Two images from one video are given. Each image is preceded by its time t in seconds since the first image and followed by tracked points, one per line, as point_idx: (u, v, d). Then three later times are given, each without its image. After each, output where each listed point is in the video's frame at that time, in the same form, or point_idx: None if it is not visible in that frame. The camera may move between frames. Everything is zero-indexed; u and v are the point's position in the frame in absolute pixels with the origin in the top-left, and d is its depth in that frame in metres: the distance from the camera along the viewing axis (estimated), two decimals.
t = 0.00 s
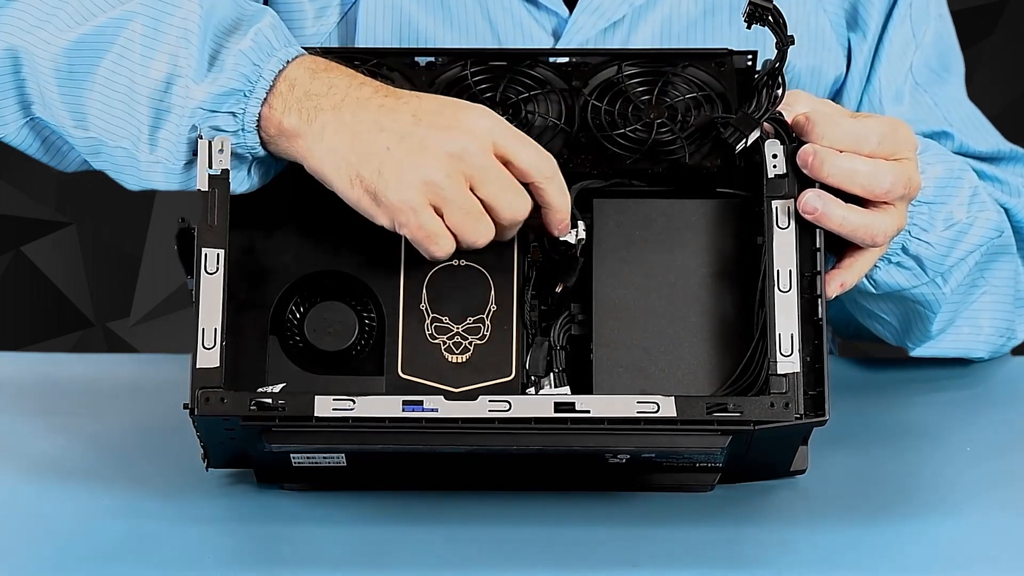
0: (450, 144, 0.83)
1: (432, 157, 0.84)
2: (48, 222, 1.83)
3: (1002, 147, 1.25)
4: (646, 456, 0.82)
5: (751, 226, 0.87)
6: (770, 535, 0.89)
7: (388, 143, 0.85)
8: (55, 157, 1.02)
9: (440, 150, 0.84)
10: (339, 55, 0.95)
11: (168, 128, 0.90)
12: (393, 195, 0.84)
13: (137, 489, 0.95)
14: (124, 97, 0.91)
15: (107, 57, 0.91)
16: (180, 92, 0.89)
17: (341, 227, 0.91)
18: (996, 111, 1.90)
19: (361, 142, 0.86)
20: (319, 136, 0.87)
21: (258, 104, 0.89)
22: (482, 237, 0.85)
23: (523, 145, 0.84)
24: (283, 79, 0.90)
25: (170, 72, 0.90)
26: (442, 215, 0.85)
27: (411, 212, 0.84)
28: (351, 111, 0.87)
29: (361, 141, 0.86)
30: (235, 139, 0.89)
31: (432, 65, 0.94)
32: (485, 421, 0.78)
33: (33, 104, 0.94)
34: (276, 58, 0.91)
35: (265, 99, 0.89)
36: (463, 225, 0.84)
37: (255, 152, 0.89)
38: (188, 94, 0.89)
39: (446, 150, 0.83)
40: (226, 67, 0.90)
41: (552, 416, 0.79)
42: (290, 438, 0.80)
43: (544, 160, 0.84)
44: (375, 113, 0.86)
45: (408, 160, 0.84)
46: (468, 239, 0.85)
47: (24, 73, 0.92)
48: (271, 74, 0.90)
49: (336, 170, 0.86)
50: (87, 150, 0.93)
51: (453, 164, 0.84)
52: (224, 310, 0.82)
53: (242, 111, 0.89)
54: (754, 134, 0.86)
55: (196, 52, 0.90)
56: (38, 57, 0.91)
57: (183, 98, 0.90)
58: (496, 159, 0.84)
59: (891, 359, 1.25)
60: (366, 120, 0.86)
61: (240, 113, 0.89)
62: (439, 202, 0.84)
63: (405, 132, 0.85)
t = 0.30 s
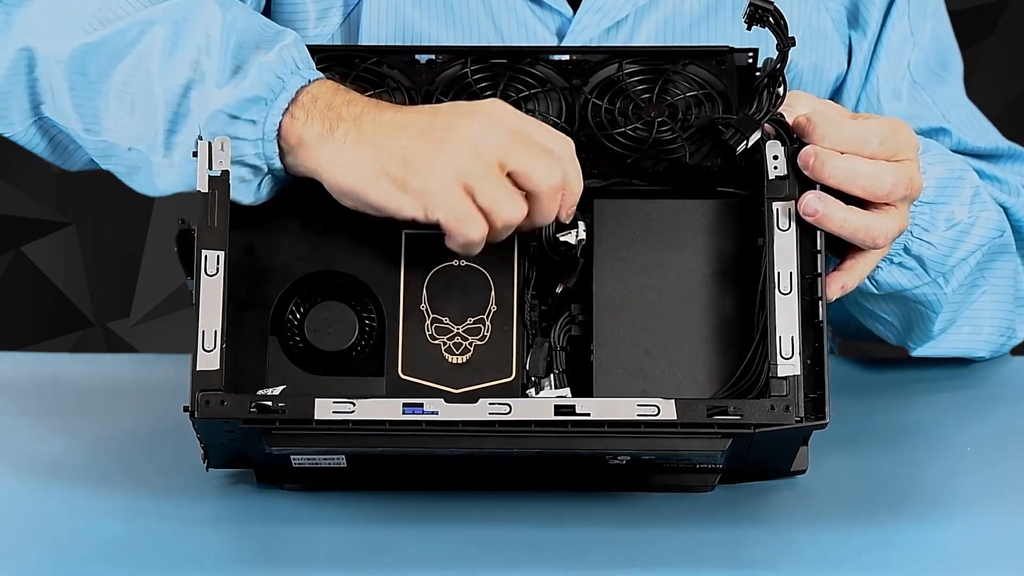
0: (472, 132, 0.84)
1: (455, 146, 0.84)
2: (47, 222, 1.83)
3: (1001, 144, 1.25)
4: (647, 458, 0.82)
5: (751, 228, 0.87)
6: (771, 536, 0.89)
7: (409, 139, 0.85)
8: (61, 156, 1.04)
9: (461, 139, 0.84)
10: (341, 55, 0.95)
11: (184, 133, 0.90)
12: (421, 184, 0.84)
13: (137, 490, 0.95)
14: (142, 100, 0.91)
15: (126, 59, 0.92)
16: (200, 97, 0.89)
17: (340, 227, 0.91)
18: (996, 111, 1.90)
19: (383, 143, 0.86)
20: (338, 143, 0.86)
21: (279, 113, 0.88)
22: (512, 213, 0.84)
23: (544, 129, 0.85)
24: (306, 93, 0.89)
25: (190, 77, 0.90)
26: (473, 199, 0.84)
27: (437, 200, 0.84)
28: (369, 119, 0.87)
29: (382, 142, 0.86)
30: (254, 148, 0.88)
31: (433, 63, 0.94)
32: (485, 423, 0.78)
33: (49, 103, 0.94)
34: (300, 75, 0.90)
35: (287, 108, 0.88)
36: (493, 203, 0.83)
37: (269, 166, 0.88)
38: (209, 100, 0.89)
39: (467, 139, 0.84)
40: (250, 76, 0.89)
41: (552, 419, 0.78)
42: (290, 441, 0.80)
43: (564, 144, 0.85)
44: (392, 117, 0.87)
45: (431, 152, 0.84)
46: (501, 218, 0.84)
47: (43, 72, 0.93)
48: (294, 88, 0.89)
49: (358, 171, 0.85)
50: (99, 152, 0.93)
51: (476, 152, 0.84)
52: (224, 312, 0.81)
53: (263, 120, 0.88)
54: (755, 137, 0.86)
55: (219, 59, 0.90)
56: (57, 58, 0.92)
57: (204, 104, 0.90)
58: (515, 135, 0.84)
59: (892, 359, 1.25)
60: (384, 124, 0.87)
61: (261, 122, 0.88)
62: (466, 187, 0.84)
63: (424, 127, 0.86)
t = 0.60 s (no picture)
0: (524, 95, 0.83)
1: (513, 102, 0.83)
2: (47, 222, 1.83)
3: (993, 131, 1.24)
4: (647, 460, 0.82)
5: (751, 228, 0.87)
6: (771, 537, 0.89)
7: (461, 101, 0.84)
8: (70, 120, 0.98)
9: (518, 97, 0.83)
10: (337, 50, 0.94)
11: (218, 92, 0.87)
12: (484, 129, 0.81)
13: (138, 491, 0.95)
14: (173, 57, 0.87)
15: (157, 15, 0.89)
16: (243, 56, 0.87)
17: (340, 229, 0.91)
18: (997, 109, 1.90)
19: (435, 103, 0.84)
20: (389, 105, 0.84)
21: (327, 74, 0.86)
22: (573, 165, 0.82)
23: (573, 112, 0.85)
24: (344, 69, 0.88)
25: (232, 35, 0.87)
26: (533, 151, 0.82)
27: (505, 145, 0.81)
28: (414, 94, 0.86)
29: (434, 102, 0.84)
30: (297, 108, 0.85)
31: (432, 60, 0.93)
32: (485, 426, 0.78)
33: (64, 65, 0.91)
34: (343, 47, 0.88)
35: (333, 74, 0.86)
36: (554, 152, 0.82)
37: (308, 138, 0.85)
38: (253, 57, 0.86)
39: (524, 96, 0.83)
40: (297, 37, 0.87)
41: (552, 422, 0.78)
42: (290, 444, 0.80)
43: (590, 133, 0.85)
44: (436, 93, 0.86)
45: (488, 106, 0.83)
46: (562, 173, 0.82)
47: (65, 27, 0.90)
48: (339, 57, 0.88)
49: (415, 123, 0.82)
50: (117, 114, 0.89)
51: (534, 106, 0.83)
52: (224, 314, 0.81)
53: (310, 79, 0.85)
54: (755, 138, 0.85)
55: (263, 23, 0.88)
56: (81, 13, 0.89)
57: (245, 63, 0.87)
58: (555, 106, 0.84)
59: (891, 358, 1.25)
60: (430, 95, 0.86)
61: (306, 81, 0.85)
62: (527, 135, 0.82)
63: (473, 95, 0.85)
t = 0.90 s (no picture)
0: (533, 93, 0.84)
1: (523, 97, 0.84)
2: (47, 222, 1.83)
3: (991, 124, 1.23)
4: (647, 461, 0.82)
5: (751, 229, 0.87)
6: (771, 537, 0.89)
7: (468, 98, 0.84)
8: (70, 116, 0.92)
9: (526, 94, 0.84)
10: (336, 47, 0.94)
11: (225, 84, 0.84)
12: (497, 117, 0.82)
13: (138, 492, 0.95)
14: (178, 48, 0.84)
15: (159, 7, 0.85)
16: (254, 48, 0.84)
17: (339, 229, 0.91)
18: (997, 108, 1.89)
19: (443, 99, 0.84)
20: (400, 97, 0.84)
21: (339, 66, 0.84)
22: (581, 156, 0.83)
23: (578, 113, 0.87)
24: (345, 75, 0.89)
25: (239, 27, 0.85)
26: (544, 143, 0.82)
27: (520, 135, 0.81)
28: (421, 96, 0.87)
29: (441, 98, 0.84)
30: (307, 100, 0.83)
31: (432, 59, 0.93)
32: (485, 427, 0.78)
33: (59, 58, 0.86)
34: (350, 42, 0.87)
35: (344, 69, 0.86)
36: (563, 143, 0.83)
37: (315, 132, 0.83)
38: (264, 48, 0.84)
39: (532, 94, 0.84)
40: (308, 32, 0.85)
41: (552, 424, 0.78)
42: (290, 446, 0.79)
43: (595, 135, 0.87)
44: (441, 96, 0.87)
45: (499, 101, 0.83)
46: (571, 166, 0.82)
47: (61, 19, 0.85)
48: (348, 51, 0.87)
49: (428, 113, 0.82)
50: (120, 108, 0.85)
51: (543, 103, 0.84)
52: (224, 315, 0.81)
53: (323, 71, 0.84)
54: (755, 138, 0.85)
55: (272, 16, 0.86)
56: (80, 5, 0.84)
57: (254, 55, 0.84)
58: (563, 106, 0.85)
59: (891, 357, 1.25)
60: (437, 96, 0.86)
61: (317, 74, 0.84)
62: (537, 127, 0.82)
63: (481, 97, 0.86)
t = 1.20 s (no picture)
0: (513, 126, 0.82)
1: (500, 141, 0.82)
2: (48, 221, 1.83)
3: (989, 122, 1.23)
4: (647, 460, 0.82)
5: (751, 229, 0.87)
6: (771, 536, 0.89)
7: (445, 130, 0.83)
8: (53, 116, 0.99)
9: (504, 133, 0.82)
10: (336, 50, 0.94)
11: (198, 96, 0.84)
12: (462, 179, 0.81)
13: (138, 490, 0.95)
14: (156, 58, 0.85)
15: (141, 17, 0.87)
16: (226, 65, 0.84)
17: (339, 228, 0.91)
18: (998, 108, 1.90)
19: (416, 133, 0.83)
20: (375, 131, 0.83)
21: (311, 90, 0.84)
22: (551, 206, 0.82)
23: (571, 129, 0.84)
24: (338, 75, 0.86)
25: (213, 41, 0.84)
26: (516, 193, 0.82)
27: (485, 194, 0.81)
28: (403, 108, 0.84)
29: (415, 129, 0.83)
30: (278, 124, 0.83)
31: (432, 60, 0.93)
32: (485, 426, 0.78)
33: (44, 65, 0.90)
34: (328, 55, 0.86)
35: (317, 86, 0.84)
36: (537, 192, 0.82)
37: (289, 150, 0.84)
38: (236, 69, 0.83)
39: (511, 133, 0.82)
40: (282, 48, 0.83)
41: (552, 422, 0.78)
42: (290, 443, 0.79)
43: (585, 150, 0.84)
44: (425, 107, 0.85)
45: (473, 144, 0.82)
46: (548, 212, 0.82)
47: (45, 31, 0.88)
48: (325, 68, 0.85)
49: (394, 159, 0.82)
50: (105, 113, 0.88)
51: (518, 146, 0.82)
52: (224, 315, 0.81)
53: (294, 95, 0.83)
54: (755, 138, 0.85)
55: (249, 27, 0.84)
56: (59, 18, 0.87)
57: (227, 68, 0.84)
58: (550, 132, 0.83)
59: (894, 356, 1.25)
60: (419, 113, 0.84)
61: (290, 98, 0.83)
62: (507, 180, 0.82)
63: (461, 119, 0.83)
